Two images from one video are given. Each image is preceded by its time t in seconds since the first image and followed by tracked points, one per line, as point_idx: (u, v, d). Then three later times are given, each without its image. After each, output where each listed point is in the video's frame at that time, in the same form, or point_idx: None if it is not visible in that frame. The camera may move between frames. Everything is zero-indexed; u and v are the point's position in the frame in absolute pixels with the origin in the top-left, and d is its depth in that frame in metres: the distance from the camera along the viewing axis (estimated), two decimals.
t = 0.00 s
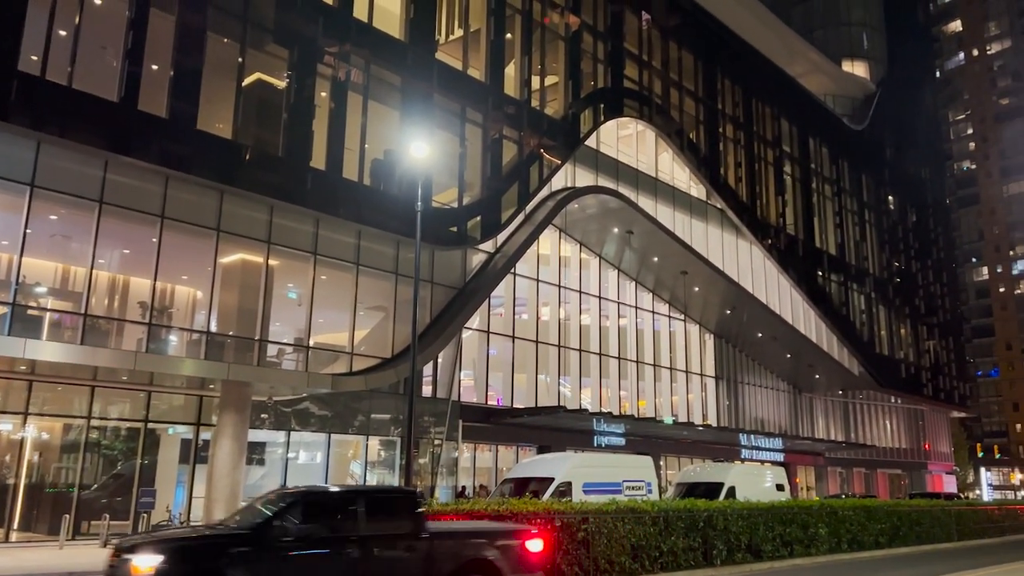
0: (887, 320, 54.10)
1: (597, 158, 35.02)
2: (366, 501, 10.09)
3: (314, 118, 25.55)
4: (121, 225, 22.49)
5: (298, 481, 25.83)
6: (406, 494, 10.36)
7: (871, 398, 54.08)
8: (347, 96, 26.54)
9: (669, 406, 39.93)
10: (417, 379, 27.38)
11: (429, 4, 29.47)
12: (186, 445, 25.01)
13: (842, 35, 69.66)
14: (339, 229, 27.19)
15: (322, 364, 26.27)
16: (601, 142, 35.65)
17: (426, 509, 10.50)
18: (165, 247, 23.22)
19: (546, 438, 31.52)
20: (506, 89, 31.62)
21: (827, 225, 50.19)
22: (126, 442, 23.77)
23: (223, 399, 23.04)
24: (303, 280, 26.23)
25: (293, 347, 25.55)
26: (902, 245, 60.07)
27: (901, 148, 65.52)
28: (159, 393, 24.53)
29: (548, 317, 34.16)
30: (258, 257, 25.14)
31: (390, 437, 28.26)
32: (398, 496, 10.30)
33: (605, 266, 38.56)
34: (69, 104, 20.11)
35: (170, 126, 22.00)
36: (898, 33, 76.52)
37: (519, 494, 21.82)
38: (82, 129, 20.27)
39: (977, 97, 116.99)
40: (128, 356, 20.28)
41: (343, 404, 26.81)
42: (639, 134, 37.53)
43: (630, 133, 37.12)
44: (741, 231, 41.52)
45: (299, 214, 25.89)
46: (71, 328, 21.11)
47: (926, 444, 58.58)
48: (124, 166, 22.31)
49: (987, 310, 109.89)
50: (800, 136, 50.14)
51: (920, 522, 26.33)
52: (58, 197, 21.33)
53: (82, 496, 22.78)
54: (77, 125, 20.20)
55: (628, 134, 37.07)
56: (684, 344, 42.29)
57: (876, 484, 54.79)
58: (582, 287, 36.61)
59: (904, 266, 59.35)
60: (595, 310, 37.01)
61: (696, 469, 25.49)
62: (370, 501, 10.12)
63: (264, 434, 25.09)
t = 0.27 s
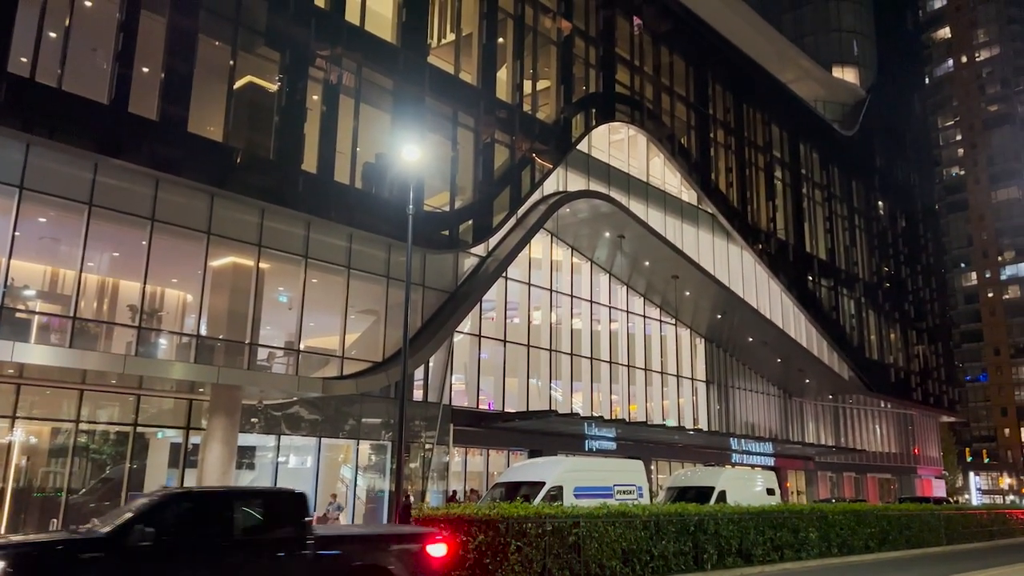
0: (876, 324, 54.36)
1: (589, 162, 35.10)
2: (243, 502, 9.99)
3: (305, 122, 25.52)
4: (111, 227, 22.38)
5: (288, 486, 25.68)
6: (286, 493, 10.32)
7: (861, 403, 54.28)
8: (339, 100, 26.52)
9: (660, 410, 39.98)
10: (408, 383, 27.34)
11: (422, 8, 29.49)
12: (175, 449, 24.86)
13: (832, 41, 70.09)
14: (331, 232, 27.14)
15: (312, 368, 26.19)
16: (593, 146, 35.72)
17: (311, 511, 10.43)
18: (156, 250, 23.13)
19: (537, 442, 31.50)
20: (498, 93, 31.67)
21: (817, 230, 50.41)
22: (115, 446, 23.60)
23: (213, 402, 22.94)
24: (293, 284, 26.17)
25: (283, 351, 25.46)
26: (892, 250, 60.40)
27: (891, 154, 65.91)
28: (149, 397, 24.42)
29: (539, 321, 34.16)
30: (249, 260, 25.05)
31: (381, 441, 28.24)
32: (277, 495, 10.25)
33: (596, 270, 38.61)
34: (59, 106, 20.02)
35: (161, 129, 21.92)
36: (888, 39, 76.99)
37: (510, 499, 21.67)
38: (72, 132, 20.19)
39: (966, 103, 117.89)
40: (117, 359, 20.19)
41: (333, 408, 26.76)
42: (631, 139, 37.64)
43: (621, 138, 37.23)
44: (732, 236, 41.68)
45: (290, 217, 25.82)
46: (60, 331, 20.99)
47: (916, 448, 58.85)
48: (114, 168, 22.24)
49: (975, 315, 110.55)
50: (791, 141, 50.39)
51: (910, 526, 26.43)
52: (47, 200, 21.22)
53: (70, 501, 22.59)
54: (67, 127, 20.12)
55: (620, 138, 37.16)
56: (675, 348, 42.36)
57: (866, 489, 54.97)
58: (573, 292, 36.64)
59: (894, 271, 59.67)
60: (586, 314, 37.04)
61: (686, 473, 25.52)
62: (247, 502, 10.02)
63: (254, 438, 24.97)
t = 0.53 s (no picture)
0: (871, 327, 54.50)
1: (584, 165, 35.15)
2: (125, 499, 9.87)
3: (300, 125, 25.50)
4: (106, 229, 22.32)
5: (282, 489, 25.63)
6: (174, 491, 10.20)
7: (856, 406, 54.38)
8: (334, 103, 26.50)
9: (655, 413, 40.01)
10: (403, 386, 27.30)
11: (417, 11, 29.53)
12: (169, 452, 24.78)
13: (826, 46, 70.39)
14: (326, 235, 27.11)
15: (307, 371, 26.15)
16: (588, 150, 35.78)
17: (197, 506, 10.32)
18: (150, 252, 23.07)
19: (532, 445, 31.47)
20: (493, 96, 31.70)
21: (812, 233, 50.54)
22: (109, 449, 23.51)
23: (207, 405, 22.88)
24: (288, 286, 26.11)
25: (278, 354, 25.43)
26: (886, 254, 60.59)
27: (885, 158, 66.15)
28: (143, 400, 24.33)
29: (534, 325, 34.16)
30: (244, 263, 24.99)
31: (375, 444, 28.16)
32: (163, 492, 10.14)
33: (591, 273, 38.64)
34: (54, 108, 19.98)
35: (155, 130, 21.88)
36: (882, 44, 77.28)
37: (505, 501, 21.64)
38: (66, 133, 20.15)
39: (959, 108, 118.49)
40: (110, 362, 20.13)
41: (328, 411, 26.70)
42: (626, 142, 37.69)
43: (617, 142, 37.29)
44: (726, 240, 41.78)
45: (285, 220, 25.78)
46: (53, 334, 20.91)
47: (910, 452, 58.99)
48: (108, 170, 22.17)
49: (969, 319, 110.98)
50: (785, 145, 50.54)
51: (904, 529, 26.49)
52: (41, 202, 21.15)
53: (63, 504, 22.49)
54: (61, 129, 20.08)
55: (615, 142, 37.22)
56: (670, 352, 42.38)
57: (860, 492, 55.07)
58: (568, 295, 36.65)
59: (888, 275, 59.86)
60: (581, 318, 37.06)
61: (681, 477, 25.52)
62: (131, 500, 9.91)
63: (248, 442, 24.91)
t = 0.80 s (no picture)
0: (869, 330, 54.54)
1: (583, 168, 35.16)
2: None
3: (299, 127, 25.48)
4: (104, 231, 22.31)
5: (279, 492, 25.62)
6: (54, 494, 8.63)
7: (854, 409, 54.38)
8: (333, 104, 26.49)
9: (653, 416, 40.00)
10: (402, 388, 27.27)
11: (416, 13, 29.54)
12: (167, 454, 24.74)
13: (824, 49, 70.52)
14: (324, 237, 27.10)
15: (305, 373, 26.13)
16: (587, 152, 35.81)
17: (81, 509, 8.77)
18: (148, 254, 23.04)
19: (531, 448, 31.43)
20: (492, 99, 31.71)
21: (810, 236, 50.58)
22: (106, 451, 23.47)
23: (205, 407, 22.85)
24: (287, 288, 26.09)
25: (276, 356, 25.41)
26: (884, 257, 60.67)
27: (883, 161, 66.24)
28: (140, 402, 24.28)
29: (533, 327, 34.15)
30: (242, 264, 24.96)
31: (373, 446, 28.08)
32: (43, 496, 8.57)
33: (590, 276, 38.64)
34: (52, 109, 19.96)
35: (153, 132, 21.87)
36: (880, 47, 77.41)
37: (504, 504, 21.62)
38: (64, 135, 20.13)
39: (956, 111, 118.72)
40: (108, 364, 20.09)
41: (327, 413, 26.66)
42: (625, 145, 37.70)
43: (615, 144, 37.30)
44: (724, 242, 41.81)
45: (283, 222, 25.76)
46: (51, 336, 20.86)
47: (908, 455, 59.03)
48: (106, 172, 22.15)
49: (967, 322, 111.09)
50: (783, 148, 50.59)
51: (903, 533, 26.49)
52: (39, 204, 21.11)
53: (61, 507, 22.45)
54: (59, 131, 20.06)
55: (614, 144, 37.23)
56: (669, 354, 42.38)
57: (858, 495, 55.05)
58: (567, 297, 36.64)
59: (886, 278, 59.93)
60: (579, 320, 37.05)
61: (680, 479, 25.50)
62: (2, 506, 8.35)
63: (246, 444, 24.89)
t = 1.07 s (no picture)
0: (871, 332, 54.49)
1: (585, 169, 35.16)
2: None
3: (301, 128, 25.48)
4: (106, 233, 22.32)
5: (281, 493, 25.62)
6: None
7: (856, 410, 54.32)
8: (335, 106, 26.50)
9: (655, 418, 39.95)
10: (403, 390, 27.26)
11: (418, 14, 29.55)
12: (168, 455, 24.79)
13: (825, 50, 70.51)
14: (326, 238, 27.12)
15: (306, 374, 26.13)
16: (588, 154, 35.81)
17: None
18: (150, 255, 23.05)
19: (533, 449, 31.40)
20: (493, 100, 31.71)
21: (812, 238, 50.55)
22: (107, 453, 23.47)
23: (207, 409, 22.83)
24: (288, 290, 26.10)
25: (277, 357, 25.43)
26: (886, 258, 60.63)
27: (885, 163, 66.20)
28: (141, 403, 24.26)
29: (534, 328, 34.12)
30: (244, 266, 24.97)
31: (374, 448, 28.08)
32: None
33: (591, 277, 38.64)
34: (54, 111, 19.98)
35: (155, 133, 21.88)
36: (882, 48, 77.41)
37: (506, 505, 21.60)
38: (66, 136, 20.14)
39: (958, 113, 118.70)
40: (110, 365, 20.07)
41: (328, 415, 26.65)
42: (626, 146, 37.69)
43: (617, 146, 37.30)
44: (726, 243, 41.79)
45: (285, 223, 25.77)
46: (53, 337, 20.85)
47: (910, 457, 58.95)
48: (108, 173, 22.16)
49: (969, 323, 111.00)
50: (785, 149, 50.58)
51: (905, 535, 26.45)
52: (41, 205, 21.12)
53: (62, 508, 22.45)
54: (62, 132, 20.08)
55: (615, 146, 37.23)
56: (670, 356, 42.34)
57: (860, 497, 54.97)
58: (568, 298, 36.63)
59: (888, 280, 59.87)
60: (581, 322, 37.04)
61: (681, 481, 25.46)
62: None
63: (247, 445, 24.91)
